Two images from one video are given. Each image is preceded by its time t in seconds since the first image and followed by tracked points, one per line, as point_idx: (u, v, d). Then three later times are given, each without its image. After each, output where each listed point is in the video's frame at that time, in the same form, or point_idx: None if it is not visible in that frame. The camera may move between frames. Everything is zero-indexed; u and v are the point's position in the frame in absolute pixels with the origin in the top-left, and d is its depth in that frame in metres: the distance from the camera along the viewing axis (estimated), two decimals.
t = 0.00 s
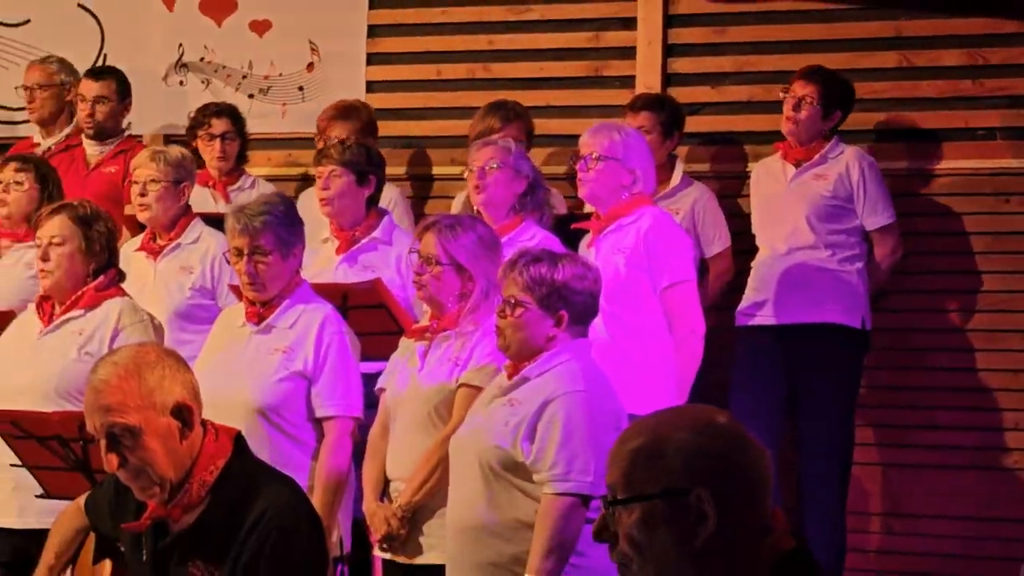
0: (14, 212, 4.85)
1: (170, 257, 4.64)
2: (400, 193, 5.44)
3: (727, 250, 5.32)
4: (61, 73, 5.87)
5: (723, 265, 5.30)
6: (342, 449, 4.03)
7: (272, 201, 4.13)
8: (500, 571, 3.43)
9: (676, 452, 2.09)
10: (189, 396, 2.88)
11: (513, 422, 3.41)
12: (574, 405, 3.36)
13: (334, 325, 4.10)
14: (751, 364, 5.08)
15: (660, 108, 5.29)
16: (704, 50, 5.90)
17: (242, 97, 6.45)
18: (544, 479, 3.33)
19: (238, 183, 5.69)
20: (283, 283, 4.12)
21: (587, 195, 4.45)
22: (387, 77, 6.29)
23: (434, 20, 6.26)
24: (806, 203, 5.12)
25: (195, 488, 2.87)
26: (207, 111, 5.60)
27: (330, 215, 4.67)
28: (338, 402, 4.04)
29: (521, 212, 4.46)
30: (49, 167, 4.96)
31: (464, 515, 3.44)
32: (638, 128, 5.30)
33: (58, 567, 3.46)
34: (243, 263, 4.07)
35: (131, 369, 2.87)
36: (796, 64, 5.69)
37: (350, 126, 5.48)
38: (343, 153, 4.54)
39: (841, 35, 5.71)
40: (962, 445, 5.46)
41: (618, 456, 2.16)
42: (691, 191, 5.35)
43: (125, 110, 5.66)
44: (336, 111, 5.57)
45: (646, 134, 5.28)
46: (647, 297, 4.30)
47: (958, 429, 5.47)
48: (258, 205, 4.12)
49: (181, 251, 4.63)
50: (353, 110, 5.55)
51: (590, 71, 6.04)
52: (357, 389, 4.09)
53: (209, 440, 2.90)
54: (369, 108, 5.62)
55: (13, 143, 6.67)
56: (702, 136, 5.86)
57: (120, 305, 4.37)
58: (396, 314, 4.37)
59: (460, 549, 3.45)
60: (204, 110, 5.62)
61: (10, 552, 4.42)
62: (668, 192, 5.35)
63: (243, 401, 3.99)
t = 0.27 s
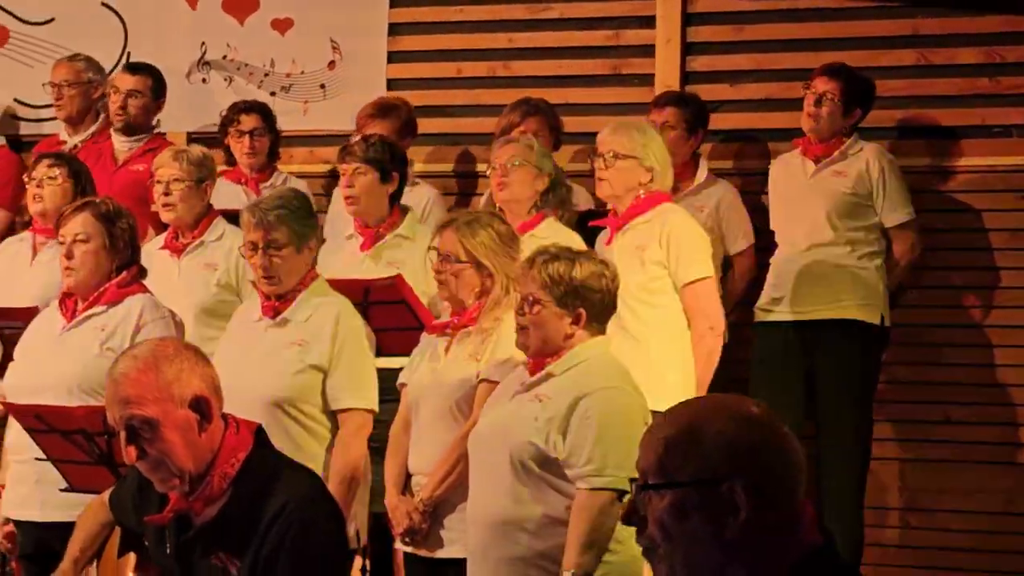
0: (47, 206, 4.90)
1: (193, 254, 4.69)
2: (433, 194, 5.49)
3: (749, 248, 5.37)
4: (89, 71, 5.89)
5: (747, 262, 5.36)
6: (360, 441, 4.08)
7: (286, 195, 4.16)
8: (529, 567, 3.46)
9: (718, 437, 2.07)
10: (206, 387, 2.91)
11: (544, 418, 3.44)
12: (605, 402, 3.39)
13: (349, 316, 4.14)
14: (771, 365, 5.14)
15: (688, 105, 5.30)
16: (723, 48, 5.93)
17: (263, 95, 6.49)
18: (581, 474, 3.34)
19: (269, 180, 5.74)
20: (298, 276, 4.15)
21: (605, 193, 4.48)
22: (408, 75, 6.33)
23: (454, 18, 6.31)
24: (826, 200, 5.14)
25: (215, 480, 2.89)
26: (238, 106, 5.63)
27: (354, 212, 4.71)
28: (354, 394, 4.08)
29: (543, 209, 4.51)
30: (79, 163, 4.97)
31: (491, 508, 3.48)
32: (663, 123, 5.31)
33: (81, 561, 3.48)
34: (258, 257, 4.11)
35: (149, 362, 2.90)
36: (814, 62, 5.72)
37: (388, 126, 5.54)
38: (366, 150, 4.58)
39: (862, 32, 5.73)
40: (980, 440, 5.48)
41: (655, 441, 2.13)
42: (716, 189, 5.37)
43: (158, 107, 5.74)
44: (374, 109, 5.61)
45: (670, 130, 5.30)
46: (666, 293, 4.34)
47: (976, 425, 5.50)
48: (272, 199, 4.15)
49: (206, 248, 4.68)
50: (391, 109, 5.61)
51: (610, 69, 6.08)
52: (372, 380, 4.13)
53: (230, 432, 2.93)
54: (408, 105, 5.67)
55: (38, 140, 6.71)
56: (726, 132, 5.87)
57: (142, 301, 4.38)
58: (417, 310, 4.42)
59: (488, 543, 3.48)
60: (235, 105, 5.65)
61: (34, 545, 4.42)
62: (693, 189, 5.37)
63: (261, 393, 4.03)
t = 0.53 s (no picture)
0: (75, 202, 4.93)
1: (215, 251, 4.72)
2: (463, 190, 5.52)
3: (775, 244, 5.36)
4: (114, 69, 5.90)
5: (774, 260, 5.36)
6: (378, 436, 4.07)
7: (306, 190, 4.19)
8: (556, 565, 3.46)
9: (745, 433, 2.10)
10: (224, 382, 2.96)
11: (571, 415, 3.46)
12: (633, 399, 3.42)
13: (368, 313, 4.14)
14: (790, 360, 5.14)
15: (715, 98, 5.34)
16: (741, 46, 5.93)
17: (284, 92, 6.50)
18: (614, 471, 3.38)
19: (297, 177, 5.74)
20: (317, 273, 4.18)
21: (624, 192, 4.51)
22: (426, 73, 6.36)
23: (473, 16, 6.35)
24: (844, 197, 5.15)
25: (234, 473, 2.91)
26: (271, 101, 5.68)
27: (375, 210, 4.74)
28: (372, 390, 4.08)
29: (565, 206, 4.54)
30: (105, 159, 5.00)
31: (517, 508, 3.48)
32: (689, 117, 5.36)
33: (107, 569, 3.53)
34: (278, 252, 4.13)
35: (166, 355, 2.95)
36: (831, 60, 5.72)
37: (421, 120, 5.57)
38: (388, 146, 4.61)
39: (882, 30, 5.72)
40: (997, 437, 5.48)
41: (679, 435, 2.17)
42: (744, 184, 5.38)
43: (185, 98, 5.81)
44: (409, 102, 5.63)
45: (696, 124, 5.35)
46: (686, 291, 4.36)
47: (992, 422, 5.50)
48: (292, 195, 4.19)
49: (227, 246, 4.71)
50: (426, 103, 5.62)
51: (628, 67, 6.10)
52: (391, 376, 4.13)
53: (249, 427, 2.96)
54: (444, 101, 5.68)
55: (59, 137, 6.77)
56: (749, 126, 5.87)
57: (160, 299, 4.40)
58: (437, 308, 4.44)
59: (513, 539, 3.49)
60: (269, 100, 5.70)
61: (54, 541, 4.46)
62: (720, 184, 5.38)
63: (281, 389, 4.06)
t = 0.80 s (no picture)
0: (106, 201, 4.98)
1: (240, 247, 4.78)
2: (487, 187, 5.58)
3: (799, 239, 5.40)
4: (145, 68, 5.98)
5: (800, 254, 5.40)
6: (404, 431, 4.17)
7: (333, 189, 4.26)
8: (578, 556, 3.52)
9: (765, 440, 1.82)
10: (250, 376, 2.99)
11: (590, 409, 3.51)
12: (651, 393, 3.48)
13: (394, 312, 4.21)
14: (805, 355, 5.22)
15: (738, 95, 5.35)
16: (759, 45, 5.99)
17: (306, 91, 6.58)
18: (631, 465, 3.44)
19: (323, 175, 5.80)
20: (344, 270, 4.24)
21: (647, 189, 4.56)
22: (447, 73, 6.44)
23: (494, 15, 6.40)
24: (859, 194, 5.21)
25: (260, 467, 2.95)
26: (303, 99, 5.76)
27: (398, 207, 4.81)
28: (400, 386, 4.17)
29: (589, 204, 4.62)
30: (137, 157, 5.09)
31: (536, 504, 3.55)
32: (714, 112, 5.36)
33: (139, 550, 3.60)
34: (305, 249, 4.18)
35: (198, 351, 3.00)
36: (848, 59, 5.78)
37: (447, 114, 5.65)
38: (413, 143, 4.67)
39: (900, 29, 5.76)
40: (1012, 432, 5.54)
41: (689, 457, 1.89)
42: (769, 180, 5.41)
43: (210, 98, 5.86)
44: (433, 99, 5.70)
45: (720, 119, 5.35)
46: (707, 288, 4.47)
47: (1008, 417, 5.55)
48: (319, 195, 4.23)
49: (253, 242, 4.77)
50: (449, 100, 5.70)
51: (647, 66, 6.15)
52: (418, 372, 4.22)
53: (275, 422, 2.99)
54: (468, 100, 5.75)
55: (87, 136, 6.86)
56: (772, 126, 5.91)
57: (185, 295, 4.46)
58: (459, 303, 4.50)
59: (537, 532, 3.54)
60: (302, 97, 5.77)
61: (80, 533, 4.53)
62: (744, 180, 5.41)
63: (309, 385, 4.13)
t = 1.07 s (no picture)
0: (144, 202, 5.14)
1: (271, 245, 4.96)
2: (500, 186, 5.73)
3: (810, 238, 5.60)
4: (182, 72, 6.17)
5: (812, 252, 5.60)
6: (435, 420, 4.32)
7: (370, 190, 4.44)
8: (588, 543, 3.74)
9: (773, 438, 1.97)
10: (289, 371, 3.05)
11: (601, 401, 3.68)
12: (660, 384, 3.60)
13: (427, 309, 4.39)
14: (817, 350, 5.43)
15: (750, 99, 5.54)
16: (774, 49, 6.15)
17: (335, 94, 6.74)
18: (637, 456, 3.56)
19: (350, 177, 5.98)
20: (378, 267, 4.41)
21: (670, 188, 4.73)
22: (471, 76, 6.60)
23: (516, 21, 6.56)
24: (868, 194, 5.35)
25: (297, 458, 3.02)
26: (331, 102, 5.91)
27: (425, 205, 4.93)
28: (431, 379, 4.34)
29: (610, 204, 4.79)
30: (172, 159, 5.27)
31: (553, 490, 3.76)
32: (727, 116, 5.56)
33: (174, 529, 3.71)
34: (342, 246, 4.36)
35: (238, 343, 3.06)
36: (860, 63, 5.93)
37: (459, 118, 5.78)
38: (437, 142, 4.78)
39: (911, 35, 5.92)
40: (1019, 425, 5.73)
41: (704, 450, 2.01)
42: (781, 180, 5.61)
43: (236, 106, 6.00)
44: (444, 103, 5.86)
45: (733, 123, 5.54)
46: (727, 283, 4.62)
47: (1015, 410, 5.74)
48: (354, 194, 4.40)
49: (284, 241, 4.95)
50: (461, 103, 5.85)
51: (665, 70, 6.32)
52: (449, 366, 4.39)
53: (313, 414, 3.06)
54: (479, 103, 5.91)
55: (124, 138, 7.05)
56: (784, 128, 6.09)
57: (220, 292, 4.64)
58: (483, 299, 4.69)
59: (553, 519, 3.76)
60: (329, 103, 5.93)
61: (120, 521, 4.69)
62: (756, 182, 5.62)
63: (344, 378, 4.31)
